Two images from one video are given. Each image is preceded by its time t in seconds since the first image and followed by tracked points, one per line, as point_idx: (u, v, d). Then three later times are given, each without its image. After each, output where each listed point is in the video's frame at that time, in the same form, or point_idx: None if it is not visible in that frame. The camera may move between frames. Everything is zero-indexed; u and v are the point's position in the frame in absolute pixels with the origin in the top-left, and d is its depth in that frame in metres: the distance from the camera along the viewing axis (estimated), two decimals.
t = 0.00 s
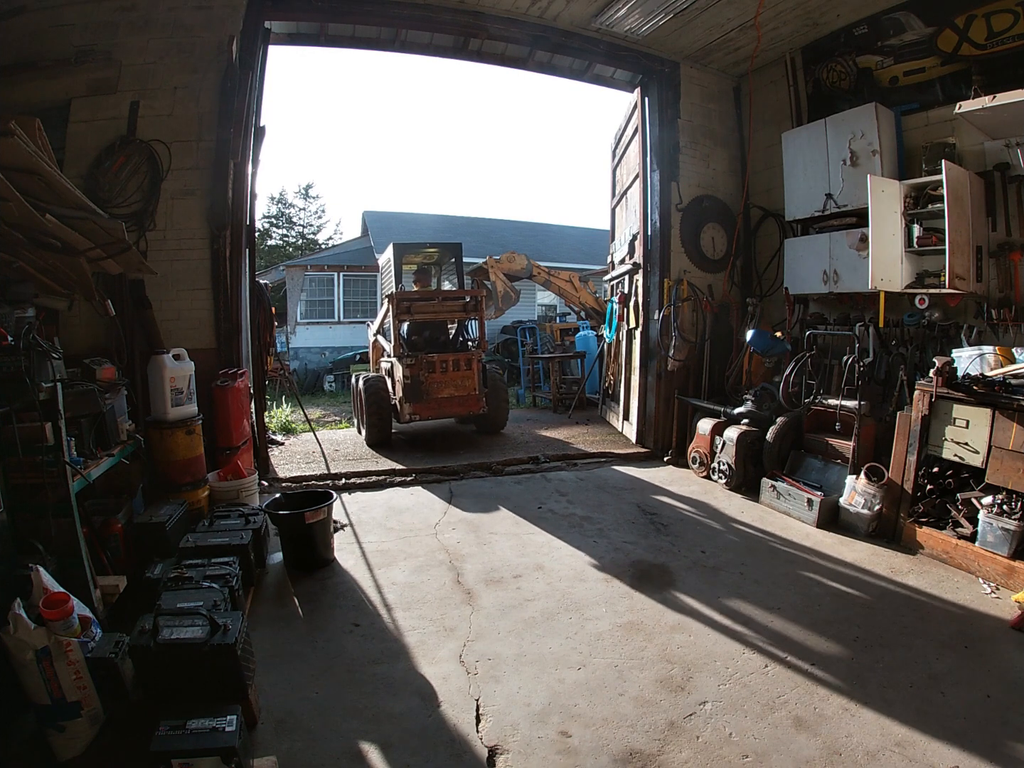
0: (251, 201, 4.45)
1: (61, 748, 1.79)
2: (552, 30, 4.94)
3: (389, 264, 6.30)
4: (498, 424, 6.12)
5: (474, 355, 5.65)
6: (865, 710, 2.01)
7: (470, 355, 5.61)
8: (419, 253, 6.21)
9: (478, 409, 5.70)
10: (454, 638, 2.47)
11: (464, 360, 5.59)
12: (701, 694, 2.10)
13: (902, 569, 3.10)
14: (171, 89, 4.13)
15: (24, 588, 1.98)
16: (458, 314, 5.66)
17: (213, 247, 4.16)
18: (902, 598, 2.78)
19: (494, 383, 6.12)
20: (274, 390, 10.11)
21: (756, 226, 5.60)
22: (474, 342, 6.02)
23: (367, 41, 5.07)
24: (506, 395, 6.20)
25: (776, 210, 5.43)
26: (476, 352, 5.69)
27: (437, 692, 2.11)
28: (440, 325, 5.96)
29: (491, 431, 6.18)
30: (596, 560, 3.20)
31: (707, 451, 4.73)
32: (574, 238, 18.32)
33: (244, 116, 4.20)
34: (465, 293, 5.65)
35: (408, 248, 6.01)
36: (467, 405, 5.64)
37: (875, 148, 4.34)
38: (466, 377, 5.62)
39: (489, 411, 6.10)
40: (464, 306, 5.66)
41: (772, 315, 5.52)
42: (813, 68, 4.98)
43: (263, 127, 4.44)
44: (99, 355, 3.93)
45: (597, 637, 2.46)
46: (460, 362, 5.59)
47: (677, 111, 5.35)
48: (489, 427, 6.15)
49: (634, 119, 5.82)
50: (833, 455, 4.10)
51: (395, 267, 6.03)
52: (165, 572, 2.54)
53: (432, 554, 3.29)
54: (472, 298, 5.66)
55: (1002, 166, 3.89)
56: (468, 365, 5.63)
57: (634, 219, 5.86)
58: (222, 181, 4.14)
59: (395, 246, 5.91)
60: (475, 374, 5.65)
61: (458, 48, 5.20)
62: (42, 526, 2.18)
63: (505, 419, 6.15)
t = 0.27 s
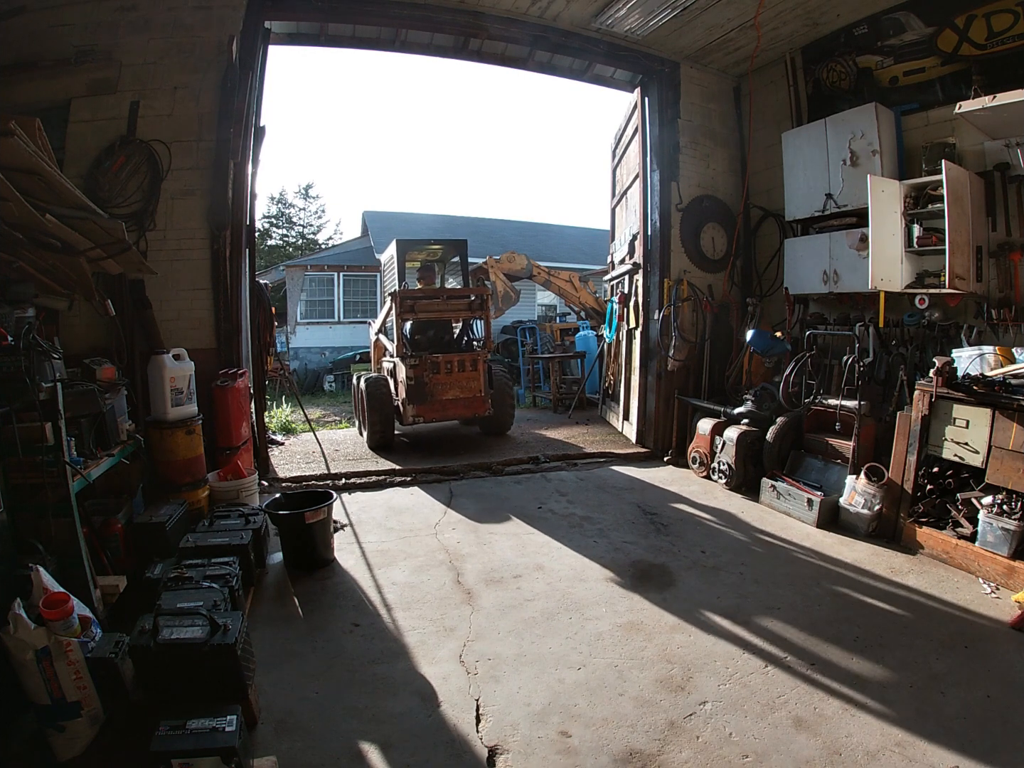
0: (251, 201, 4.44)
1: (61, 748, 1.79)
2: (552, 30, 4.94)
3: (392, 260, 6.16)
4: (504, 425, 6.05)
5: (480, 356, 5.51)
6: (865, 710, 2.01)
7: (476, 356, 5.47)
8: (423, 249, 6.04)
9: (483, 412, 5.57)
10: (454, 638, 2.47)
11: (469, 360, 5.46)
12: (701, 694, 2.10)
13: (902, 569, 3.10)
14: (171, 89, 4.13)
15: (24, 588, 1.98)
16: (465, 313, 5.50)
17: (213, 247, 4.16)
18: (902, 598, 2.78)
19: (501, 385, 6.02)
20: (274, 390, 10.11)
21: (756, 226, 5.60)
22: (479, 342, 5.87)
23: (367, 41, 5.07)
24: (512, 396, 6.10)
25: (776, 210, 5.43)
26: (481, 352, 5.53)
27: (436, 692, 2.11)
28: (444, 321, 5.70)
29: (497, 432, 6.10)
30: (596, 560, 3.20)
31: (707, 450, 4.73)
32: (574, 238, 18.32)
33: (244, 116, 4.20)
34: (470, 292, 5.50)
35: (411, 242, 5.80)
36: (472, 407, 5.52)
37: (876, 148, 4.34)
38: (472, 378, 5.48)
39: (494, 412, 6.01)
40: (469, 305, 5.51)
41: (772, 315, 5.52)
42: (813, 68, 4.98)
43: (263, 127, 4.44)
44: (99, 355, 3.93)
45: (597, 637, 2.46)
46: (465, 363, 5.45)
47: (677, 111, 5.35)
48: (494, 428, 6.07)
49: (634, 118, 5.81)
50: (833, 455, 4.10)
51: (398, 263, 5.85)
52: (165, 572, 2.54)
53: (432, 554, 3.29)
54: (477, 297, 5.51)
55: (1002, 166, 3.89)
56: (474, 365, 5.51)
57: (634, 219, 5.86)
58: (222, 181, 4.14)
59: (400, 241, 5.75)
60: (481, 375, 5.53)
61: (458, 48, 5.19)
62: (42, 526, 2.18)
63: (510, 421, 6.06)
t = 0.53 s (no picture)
0: (251, 201, 4.44)
1: (61, 748, 1.79)
2: (552, 30, 4.94)
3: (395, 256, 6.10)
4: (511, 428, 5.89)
5: (486, 356, 5.38)
6: (865, 711, 2.01)
7: (482, 356, 5.34)
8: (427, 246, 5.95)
9: (488, 413, 5.42)
10: (454, 637, 2.47)
11: (475, 360, 5.32)
12: (701, 694, 2.10)
13: (902, 569, 3.10)
14: (171, 89, 4.13)
15: (24, 588, 1.98)
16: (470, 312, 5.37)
17: (213, 247, 4.16)
18: (902, 598, 2.78)
19: (506, 386, 5.88)
20: (274, 390, 10.11)
21: (756, 226, 5.60)
22: (485, 341, 5.77)
23: (367, 41, 5.07)
24: (518, 398, 5.96)
25: (776, 210, 5.43)
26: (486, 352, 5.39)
27: (437, 692, 2.11)
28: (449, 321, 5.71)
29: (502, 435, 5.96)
30: (596, 560, 3.20)
31: (707, 450, 4.73)
32: (574, 238, 18.33)
33: (244, 116, 4.20)
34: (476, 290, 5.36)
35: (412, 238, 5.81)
36: (477, 409, 5.38)
37: (876, 147, 4.34)
38: (477, 379, 5.34)
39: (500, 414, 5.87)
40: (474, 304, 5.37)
41: (772, 315, 5.52)
42: (813, 68, 4.98)
43: (263, 127, 4.44)
44: (99, 355, 3.93)
45: (597, 637, 2.46)
46: (471, 363, 5.31)
47: (677, 111, 5.35)
48: (498, 431, 5.91)
49: (634, 119, 5.81)
50: (834, 455, 4.10)
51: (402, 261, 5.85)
52: (165, 572, 2.54)
53: (432, 554, 3.29)
54: (483, 296, 5.36)
55: (1003, 166, 3.89)
56: (480, 366, 5.36)
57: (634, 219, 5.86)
58: (222, 182, 4.14)
59: (402, 238, 5.78)
60: (487, 376, 5.39)
61: (458, 48, 5.19)
62: (42, 526, 2.18)
63: (515, 423, 5.89)
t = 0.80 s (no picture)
0: (251, 201, 4.44)
1: (61, 748, 1.79)
2: (552, 30, 4.94)
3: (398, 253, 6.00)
4: (516, 429, 5.83)
5: (491, 356, 5.33)
6: (865, 710, 2.01)
7: (487, 356, 5.29)
8: (431, 243, 5.84)
9: (493, 415, 5.38)
10: (454, 638, 2.47)
11: (480, 360, 5.27)
12: (701, 694, 2.10)
13: (902, 569, 3.10)
14: (171, 89, 4.13)
15: (24, 588, 1.98)
16: (475, 311, 5.31)
17: (213, 247, 4.16)
18: (902, 598, 2.78)
19: (511, 388, 5.82)
20: (274, 390, 10.12)
21: (756, 226, 5.60)
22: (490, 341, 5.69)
23: (367, 41, 5.07)
24: (523, 400, 5.90)
25: (776, 210, 5.43)
26: (493, 352, 5.34)
27: (437, 692, 2.11)
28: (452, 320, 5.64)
29: (507, 438, 5.89)
30: (596, 560, 3.20)
31: (707, 450, 4.73)
32: (574, 238, 18.33)
33: (244, 116, 4.20)
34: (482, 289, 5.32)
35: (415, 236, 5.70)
36: (482, 409, 5.33)
37: (876, 147, 4.34)
38: (482, 379, 5.29)
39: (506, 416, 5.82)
40: (480, 303, 5.32)
41: (772, 315, 5.52)
42: (813, 68, 4.98)
43: (263, 127, 4.44)
44: (99, 355, 3.93)
45: (597, 637, 2.46)
46: (476, 363, 5.26)
47: (677, 111, 5.36)
48: (503, 433, 5.85)
49: (634, 118, 5.81)
50: (833, 455, 4.10)
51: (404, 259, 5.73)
52: (165, 572, 2.54)
53: (432, 554, 3.29)
54: (488, 295, 5.32)
55: (1003, 166, 3.89)
56: (485, 366, 5.31)
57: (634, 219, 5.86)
58: (222, 182, 4.14)
59: (405, 234, 5.66)
60: (492, 376, 5.34)
61: (458, 48, 5.19)
62: (42, 526, 2.18)
63: (521, 425, 5.84)
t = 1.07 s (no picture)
0: (251, 201, 4.44)
1: (61, 748, 1.79)
2: (552, 30, 4.94)
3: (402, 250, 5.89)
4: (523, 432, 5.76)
5: (497, 356, 5.20)
6: (865, 711, 2.01)
7: (493, 356, 5.16)
8: (435, 240, 5.76)
9: (497, 417, 5.23)
10: (454, 637, 2.47)
11: (486, 360, 5.14)
12: (701, 694, 2.10)
13: (902, 569, 3.10)
14: (171, 89, 4.13)
15: (24, 588, 1.98)
16: (481, 309, 5.22)
17: (213, 247, 4.16)
18: (902, 598, 2.78)
19: (518, 389, 5.73)
20: (274, 390, 10.12)
21: (756, 226, 5.60)
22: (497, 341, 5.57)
23: (367, 41, 5.07)
24: (530, 403, 5.78)
25: (776, 210, 5.43)
26: (499, 352, 5.21)
27: (436, 692, 2.11)
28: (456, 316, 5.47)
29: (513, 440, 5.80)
30: (596, 560, 3.20)
31: (707, 450, 4.73)
32: (574, 238, 18.33)
33: (244, 116, 4.20)
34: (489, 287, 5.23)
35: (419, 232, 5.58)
36: (487, 412, 5.19)
37: (876, 147, 4.34)
38: (488, 380, 5.17)
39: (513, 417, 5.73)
40: (485, 301, 5.25)
41: (772, 315, 5.52)
42: (813, 68, 4.98)
43: (263, 127, 4.44)
44: (99, 355, 3.93)
45: (597, 637, 2.46)
46: (482, 363, 5.13)
47: (677, 111, 5.36)
48: (511, 435, 5.77)
49: (634, 119, 5.81)
50: (833, 455, 4.10)
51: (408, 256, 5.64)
52: (165, 572, 2.54)
53: (432, 554, 3.29)
54: (494, 293, 5.24)
55: (1003, 166, 3.89)
56: (491, 367, 5.19)
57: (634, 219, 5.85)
58: (222, 182, 4.14)
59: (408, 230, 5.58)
60: (498, 377, 5.20)
61: (458, 48, 5.19)
62: (42, 526, 2.18)
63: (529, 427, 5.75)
